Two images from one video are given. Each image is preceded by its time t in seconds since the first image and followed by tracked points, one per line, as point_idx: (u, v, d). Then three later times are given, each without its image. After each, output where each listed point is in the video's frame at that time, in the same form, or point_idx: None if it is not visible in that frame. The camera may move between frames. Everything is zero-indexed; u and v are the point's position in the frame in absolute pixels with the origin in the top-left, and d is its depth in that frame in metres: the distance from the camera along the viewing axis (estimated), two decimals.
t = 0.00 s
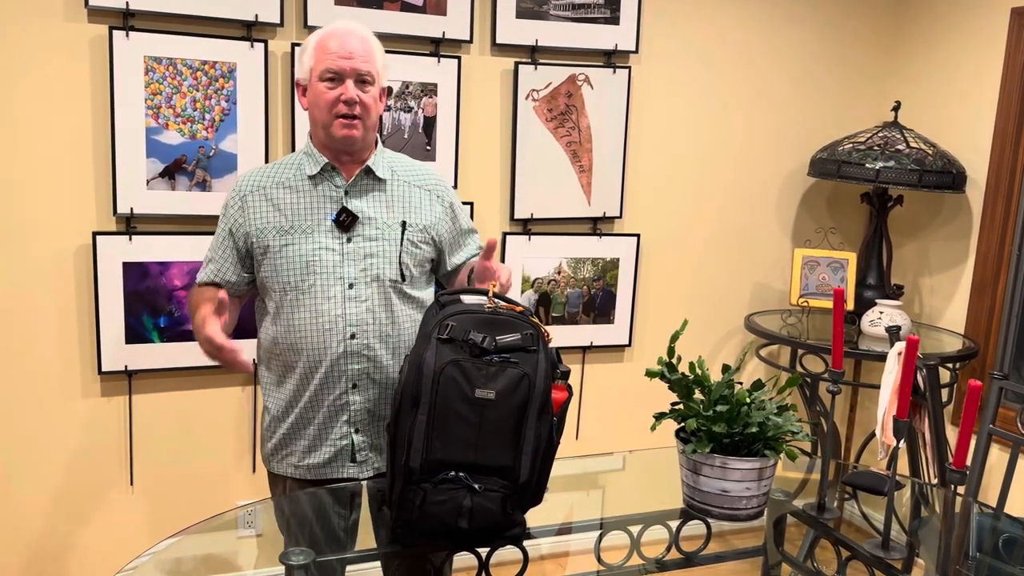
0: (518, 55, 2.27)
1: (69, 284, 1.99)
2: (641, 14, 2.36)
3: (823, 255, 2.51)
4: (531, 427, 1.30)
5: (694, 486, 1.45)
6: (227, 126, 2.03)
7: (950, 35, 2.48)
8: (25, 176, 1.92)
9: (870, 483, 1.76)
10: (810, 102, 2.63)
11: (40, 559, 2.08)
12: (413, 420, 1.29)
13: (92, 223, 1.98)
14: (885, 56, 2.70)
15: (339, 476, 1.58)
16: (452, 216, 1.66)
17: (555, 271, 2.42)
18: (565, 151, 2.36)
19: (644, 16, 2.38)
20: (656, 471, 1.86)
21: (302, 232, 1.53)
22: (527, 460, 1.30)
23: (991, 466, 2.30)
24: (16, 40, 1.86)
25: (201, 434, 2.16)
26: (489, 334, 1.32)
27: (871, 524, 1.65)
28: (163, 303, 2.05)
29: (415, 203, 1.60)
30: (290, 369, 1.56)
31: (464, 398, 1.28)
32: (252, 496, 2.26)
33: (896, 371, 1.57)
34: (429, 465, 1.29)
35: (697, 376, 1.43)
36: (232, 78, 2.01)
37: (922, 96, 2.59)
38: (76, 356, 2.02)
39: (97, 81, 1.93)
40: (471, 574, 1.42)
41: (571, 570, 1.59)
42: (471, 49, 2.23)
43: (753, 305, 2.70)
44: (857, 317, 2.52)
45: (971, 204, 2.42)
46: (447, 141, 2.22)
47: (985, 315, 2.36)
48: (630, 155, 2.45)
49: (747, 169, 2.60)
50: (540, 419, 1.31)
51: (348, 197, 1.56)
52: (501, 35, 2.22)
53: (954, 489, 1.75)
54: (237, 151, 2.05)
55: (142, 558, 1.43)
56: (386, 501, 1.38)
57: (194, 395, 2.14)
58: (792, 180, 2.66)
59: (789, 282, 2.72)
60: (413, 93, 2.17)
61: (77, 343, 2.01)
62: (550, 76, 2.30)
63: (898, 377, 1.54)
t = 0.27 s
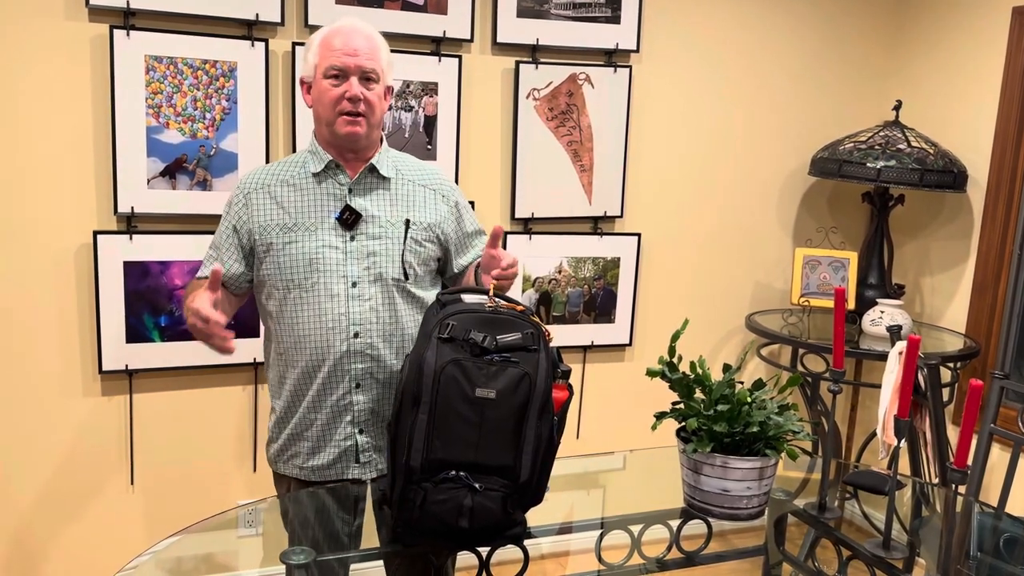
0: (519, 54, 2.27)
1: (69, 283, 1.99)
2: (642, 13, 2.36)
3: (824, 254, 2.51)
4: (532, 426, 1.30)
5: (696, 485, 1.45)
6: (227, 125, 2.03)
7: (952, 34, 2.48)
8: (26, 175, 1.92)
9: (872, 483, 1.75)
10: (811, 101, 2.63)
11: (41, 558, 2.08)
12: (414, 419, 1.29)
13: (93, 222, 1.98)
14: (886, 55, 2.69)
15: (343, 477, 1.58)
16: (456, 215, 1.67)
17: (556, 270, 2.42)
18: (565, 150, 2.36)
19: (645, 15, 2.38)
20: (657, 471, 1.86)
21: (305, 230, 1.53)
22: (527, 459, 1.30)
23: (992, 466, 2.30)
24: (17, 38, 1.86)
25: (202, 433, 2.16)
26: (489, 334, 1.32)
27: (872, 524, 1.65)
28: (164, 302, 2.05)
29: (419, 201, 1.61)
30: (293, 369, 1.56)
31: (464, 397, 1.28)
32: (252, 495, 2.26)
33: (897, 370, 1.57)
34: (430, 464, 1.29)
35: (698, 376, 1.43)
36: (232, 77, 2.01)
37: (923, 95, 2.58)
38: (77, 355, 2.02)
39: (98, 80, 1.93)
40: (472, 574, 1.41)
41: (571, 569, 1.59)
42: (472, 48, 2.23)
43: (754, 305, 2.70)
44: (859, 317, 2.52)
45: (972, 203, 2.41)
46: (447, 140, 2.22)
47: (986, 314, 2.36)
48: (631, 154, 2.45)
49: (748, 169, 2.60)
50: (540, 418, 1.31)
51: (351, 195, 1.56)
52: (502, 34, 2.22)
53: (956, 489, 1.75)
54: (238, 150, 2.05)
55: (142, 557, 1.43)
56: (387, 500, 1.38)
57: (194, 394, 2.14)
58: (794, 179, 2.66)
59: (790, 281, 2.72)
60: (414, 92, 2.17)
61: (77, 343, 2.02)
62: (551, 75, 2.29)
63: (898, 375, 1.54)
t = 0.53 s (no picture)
0: (519, 53, 2.27)
1: (70, 282, 1.99)
2: (642, 11, 2.35)
3: (824, 253, 2.52)
4: (532, 426, 1.30)
5: (696, 484, 1.45)
6: (227, 124, 2.03)
7: (953, 32, 2.47)
8: (26, 175, 1.92)
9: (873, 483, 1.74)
10: (812, 100, 2.63)
11: (41, 558, 2.08)
12: (414, 418, 1.29)
13: (93, 221, 1.98)
14: (888, 53, 2.69)
15: (345, 480, 1.58)
16: (458, 216, 1.67)
17: (556, 269, 2.42)
18: (566, 149, 2.36)
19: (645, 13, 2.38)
20: (658, 470, 1.86)
21: (306, 232, 1.52)
22: (528, 459, 1.30)
23: (992, 465, 2.30)
24: (16, 37, 1.86)
25: (202, 432, 2.16)
26: (489, 333, 1.32)
27: (874, 523, 1.65)
28: (164, 301, 2.05)
29: (421, 202, 1.61)
30: (295, 371, 1.56)
31: (464, 396, 1.28)
32: (252, 494, 2.26)
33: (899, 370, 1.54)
34: (430, 463, 1.29)
35: (699, 374, 1.43)
36: (232, 76, 2.01)
37: (924, 94, 2.58)
38: (77, 354, 2.02)
39: (98, 79, 1.93)
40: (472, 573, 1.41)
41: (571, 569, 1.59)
42: (473, 46, 2.22)
43: (755, 303, 2.70)
44: (859, 316, 2.51)
45: (973, 202, 2.41)
46: (448, 139, 2.22)
47: (987, 313, 2.35)
48: (632, 153, 2.45)
49: (749, 168, 2.59)
50: (540, 417, 1.31)
51: (353, 196, 1.55)
52: (502, 32, 2.22)
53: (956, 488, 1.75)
54: (238, 149, 2.05)
55: (142, 556, 1.43)
56: (387, 499, 1.38)
57: (194, 393, 2.14)
58: (794, 178, 2.65)
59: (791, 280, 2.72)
60: (414, 91, 2.17)
61: (77, 342, 2.01)
62: (551, 74, 2.29)
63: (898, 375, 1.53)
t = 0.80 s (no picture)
0: (519, 51, 2.27)
1: (69, 281, 1.98)
2: (642, 9, 2.35)
3: (826, 251, 2.52)
4: (532, 425, 1.30)
5: (697, 484, 1.45)
6: (227, 123, 2.03)
7: (954, 30, 2.47)
8: (26, 174, 1.91)
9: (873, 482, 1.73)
10: (813, 98, 2.62)
11: (41, 557, 2.08)
12: (414, 417, 1.29)
13: (93, 220, 1.98)
14: (889, 52, 2.68)
15: (342, 479, 1.58)
16: (457, 216, 1.66)
17: (556, 268, 2.41)
18: (566, 148, 2.35)
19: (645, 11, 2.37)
20: (658, 469, 1.86)
21: (305, 231, 1.52)
22: (528, 458, 1.29)
23: (993, 463, 2.30)
24: (15, 36, 1.85)
25: (202, 431, 2.16)
26: (489, 331, 1.32)
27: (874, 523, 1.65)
28: (164, 299, 2.05)
29: (420, 202, 1.60)
30: (293, 370, 1.55)
31: (464, 395, 1.28)
32: (252, 493, 2.26)
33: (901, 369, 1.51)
34: (430, 462, 1.28)
35: (699, 373, 1.43)
36: (232, 74, 2.01)
37: (925, 92, 2.58)
38: (76, 353, 2.02)
39: (97, 77, 1.92)
40: (472, 572, 1.41)
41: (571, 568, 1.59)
42: (473, 44, 2.22)
43: (755, 302, 2.69)
44: (861, 315, 2.50)
45: (975, 200, 2.40)
46: (447, 137, 2.21)
47: (988, 312, 2.35)
48: (632, 152, 2.44)
49: (750, 166, 2.59)
50: (541, 416, 1.31)
51: (352, 196, 1.55)
52: (502, 31, 2.21)
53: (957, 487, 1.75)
54: (237, 147, 2.05)
55: (142, 554, 1.43)
56: (387, 498, 1.38)
57: (194, 391, 2.13)
58: (795, 176, 2.65)
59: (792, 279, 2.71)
60: (415, 89, 2.16)
61: (77, 341, 2.01)
62: (551, 72, 2.29)
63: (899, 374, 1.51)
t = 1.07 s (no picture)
0: (520, 50, 2.26)
1: (69, 280, 1.98)
2: (643, 8, 2.34)
3: (827, 251, 2.53)
4: (533, 424, 1.30)
5: (697, 483, 1.44)
6: (227, 121, 2.02)
7: (956, 28, 2.46)
8: (26, 173, 1.91)
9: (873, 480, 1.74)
10: (814, 97, 2.62)
11: (41, 556, 2.08)
12: (414, 416, 1.29)
13: (92, 219, 1.98)
14: (890, 50, 2.68)
15: (340, 479, 1.57)
16: (457, 216, 1.66)
17: (557, 267, 2.41)
18: (566, 146, 2.35)
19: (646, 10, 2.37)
20: (659, 468, 1.86)
21: (304, 230, 1.52)
22: (528, 457, 1.29)
23: (995, 462, 2.29)
24: (15, 35, 1.85)
25: (203, 430, 2.16)
26: (490, 330, 1.31)
27: (876, 522, 1.66)
28: (164, 298, 2.05)
29: (420, 202, 1.60)
30: (291, 370, 1.55)
31: (465, 395, 1.27)
32: (252, 492, 2.25)
33: (902, 367, 1.51)
34: (430, 462, 1.28)
35: (700, 372, 1.42)
36: (232, 72, 2.00)
37: (926, 91, 2.57)
38: (76, 352, 2.01)
39: (97, 76, 1.92)
40: (472, 571, 1.41)
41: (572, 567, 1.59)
42: (473, 43, 2.21)
43: (756, 301, 2.69)
44: (862, 313, 2.49)
45: (976, 199, 2.40)
46: (448, 136, 2.21)
47: (990, 311, 2.34)
48: (633, 151, 2.44)
49: (750, 165, 2.59)
50: (541, 415, 1.31)
51: (351, 195, 1.55)
52: (502, 29, 2.21)
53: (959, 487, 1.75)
54: (238, 146, 2.04)
55: (142, 554, 1.43)
56: (387, 498, 1.37)
57: (194, 391, 2.13)
58: (796, 175, 2.64)
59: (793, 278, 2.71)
60: (415, 88, 2.16)
61: (77, 340, 2.01)
62: (552, 71, 2.28)
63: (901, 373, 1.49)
